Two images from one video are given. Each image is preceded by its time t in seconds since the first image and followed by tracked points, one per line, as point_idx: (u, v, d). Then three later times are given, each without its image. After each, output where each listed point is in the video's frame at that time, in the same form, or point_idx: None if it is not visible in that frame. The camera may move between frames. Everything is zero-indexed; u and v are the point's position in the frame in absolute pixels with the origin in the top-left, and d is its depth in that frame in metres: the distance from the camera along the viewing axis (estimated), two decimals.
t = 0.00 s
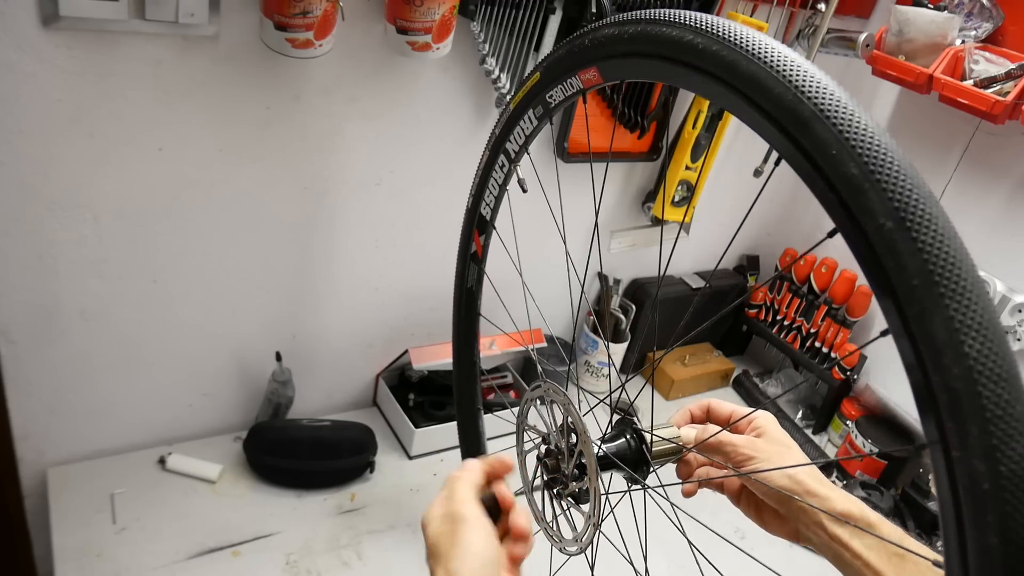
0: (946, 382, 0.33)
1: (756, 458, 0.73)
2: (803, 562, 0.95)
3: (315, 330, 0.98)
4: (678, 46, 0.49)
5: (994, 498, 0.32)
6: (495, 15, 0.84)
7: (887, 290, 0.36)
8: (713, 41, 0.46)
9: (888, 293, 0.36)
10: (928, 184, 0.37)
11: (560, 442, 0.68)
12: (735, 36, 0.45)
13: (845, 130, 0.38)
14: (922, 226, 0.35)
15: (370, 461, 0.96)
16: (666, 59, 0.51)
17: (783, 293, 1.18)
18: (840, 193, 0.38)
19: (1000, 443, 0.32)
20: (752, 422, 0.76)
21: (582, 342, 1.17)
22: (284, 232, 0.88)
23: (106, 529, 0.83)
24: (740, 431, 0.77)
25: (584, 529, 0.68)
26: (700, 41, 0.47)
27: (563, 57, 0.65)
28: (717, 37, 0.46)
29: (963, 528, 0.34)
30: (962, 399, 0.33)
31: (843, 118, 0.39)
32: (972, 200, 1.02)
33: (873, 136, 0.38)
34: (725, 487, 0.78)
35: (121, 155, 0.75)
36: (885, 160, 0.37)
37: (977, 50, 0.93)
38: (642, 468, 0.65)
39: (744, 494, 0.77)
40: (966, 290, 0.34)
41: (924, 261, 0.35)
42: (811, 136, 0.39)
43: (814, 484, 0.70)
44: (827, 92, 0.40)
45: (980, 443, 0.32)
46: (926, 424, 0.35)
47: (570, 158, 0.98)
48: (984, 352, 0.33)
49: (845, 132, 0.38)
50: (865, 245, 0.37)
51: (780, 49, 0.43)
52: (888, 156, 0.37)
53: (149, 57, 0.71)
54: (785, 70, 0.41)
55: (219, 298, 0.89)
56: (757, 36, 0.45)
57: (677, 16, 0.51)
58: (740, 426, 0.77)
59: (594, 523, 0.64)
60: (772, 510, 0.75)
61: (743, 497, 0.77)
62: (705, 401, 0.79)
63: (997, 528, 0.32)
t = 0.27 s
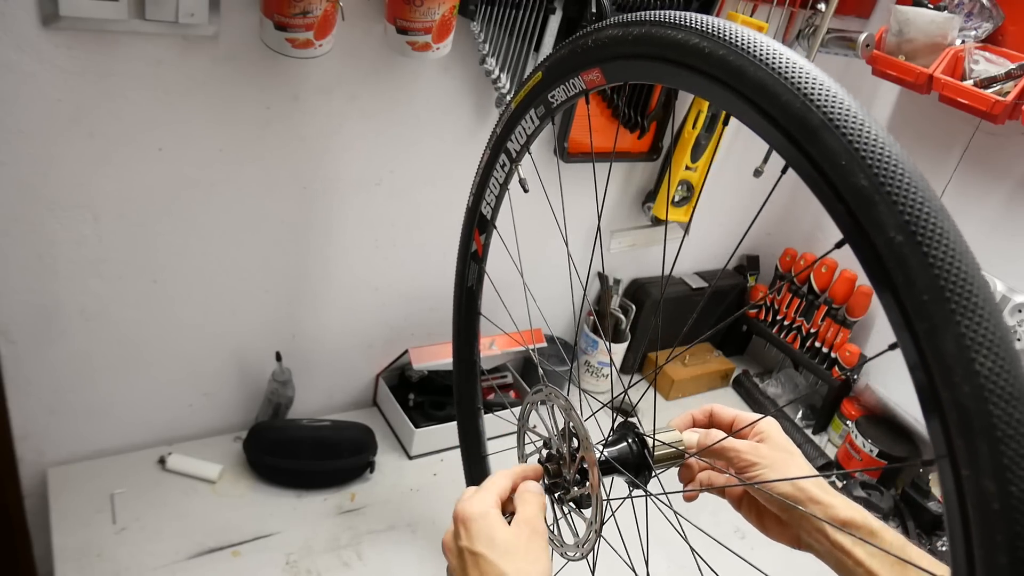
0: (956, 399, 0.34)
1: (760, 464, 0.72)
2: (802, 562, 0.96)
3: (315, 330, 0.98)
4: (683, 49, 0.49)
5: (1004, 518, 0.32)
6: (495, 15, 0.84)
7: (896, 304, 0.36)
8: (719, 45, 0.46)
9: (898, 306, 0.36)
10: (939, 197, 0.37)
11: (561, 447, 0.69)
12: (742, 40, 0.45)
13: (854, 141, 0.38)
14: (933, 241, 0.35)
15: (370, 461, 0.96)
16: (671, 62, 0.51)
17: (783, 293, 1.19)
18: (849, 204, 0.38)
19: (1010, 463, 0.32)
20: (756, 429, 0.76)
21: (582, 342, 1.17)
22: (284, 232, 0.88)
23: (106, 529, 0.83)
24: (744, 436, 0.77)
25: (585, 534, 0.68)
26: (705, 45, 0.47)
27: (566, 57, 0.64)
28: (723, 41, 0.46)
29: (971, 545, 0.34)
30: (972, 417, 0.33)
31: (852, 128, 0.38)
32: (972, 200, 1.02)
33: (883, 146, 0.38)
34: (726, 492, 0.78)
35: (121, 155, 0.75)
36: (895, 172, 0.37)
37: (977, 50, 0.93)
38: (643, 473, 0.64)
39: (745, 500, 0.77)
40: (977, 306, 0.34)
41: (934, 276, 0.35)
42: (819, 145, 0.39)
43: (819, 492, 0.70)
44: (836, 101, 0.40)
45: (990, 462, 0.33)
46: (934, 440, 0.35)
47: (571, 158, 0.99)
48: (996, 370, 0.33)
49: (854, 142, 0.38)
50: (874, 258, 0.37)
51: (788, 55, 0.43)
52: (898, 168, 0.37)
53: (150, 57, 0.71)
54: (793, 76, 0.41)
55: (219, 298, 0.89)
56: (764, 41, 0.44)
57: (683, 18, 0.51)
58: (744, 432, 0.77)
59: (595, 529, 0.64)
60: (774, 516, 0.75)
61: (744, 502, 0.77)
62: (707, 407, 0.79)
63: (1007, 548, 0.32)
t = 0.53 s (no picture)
0: (937, 402, 0.34)
1: (759, 467, 0.72)
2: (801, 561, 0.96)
3: (315, 330, 0.98)
4: (669, 48, 0.49)
5: (986, 522, 0.32)
6: (495, 15, 0.84)
7: (878, 305, 0.36)
8: (704, 44, 0.46)
9: (880, 308, 0.36)
10: (922, 197, 0.37)
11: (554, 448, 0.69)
12: (726, 39, 0.45)
13: (837, 141, 0.38)
14: (915, 242, 0.35)
15: (370, 461, 0.96)
16: (658, 61, 0.51)
17: (783, 293, 1.19)
18: (832, 205, 0.38)
19: (991, 466, 0.32)
20: (756, 431, 0.76)
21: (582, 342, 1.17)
22: (284, 232, 0.88)
23: (106, 529, 0.83)
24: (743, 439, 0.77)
25: (579, 536, 0.68)
26: (690, 44, 0.47)
27: (557, 56, 0.64)
28: (708, 40, 0.46)
29: (953, 548, 0.34)
30: (953, 420, 0.33)
31: (836, 128, 0.38)
32: (972, 200, 1.02)
33: (866, 147, 0.38)
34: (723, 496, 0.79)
35: (121, 155, 0.75)
36: (877, 172, 0.37)
37: (977, 50, 0.93)
38: (637, 474, 0.64)
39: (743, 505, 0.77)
40: (959, 308, 0.34)
41: (916, 277, 0.35)
42: (802, 145, 0.39)
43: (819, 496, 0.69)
44: (820, 100, 0.40)
45: (972, 465, 0.33)
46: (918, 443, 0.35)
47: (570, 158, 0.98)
48: (977, 373, 0.33)
49: (837, 143, 0.38)
50: (857, 259, 0.37)
51: (772, 54, 0.43)
52: (880, 168, 0.37)
53: (150, 57, 0.71)
54: (776, 76, 0.41)
55: (219, 298, 0.89)
56: (749, 40, 0.44)
57: (669, 18, 0.51)
58: (743, 434, 0.77)
59: (588, 531, 0.65)
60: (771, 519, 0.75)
61: (741, 506, 0.77)
62: (705, 412, 0.79)
63: (988, 552, 0.32)
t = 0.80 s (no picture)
0: (960, 423, 0.34)
1: (767, 468, 0.72)
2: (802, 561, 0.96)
3: (314, 330, 0.98)
4: (684, 53, 0.49)
5: (1008, 543, 0.33)
6: (495, 15, 0.84)
7: (901, 320, 0.36)
8: (721, 50, 0.46)
9: (902, 323, 0.36)
10: (945, 212, 0.37)
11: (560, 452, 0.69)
12: (744, 45, 0.45)
13: (859, 153, 0.38)
14: (938, 259, 0.35)
15: (370, 461, 0.96)
16: (672, 65, 0.51)
17: (783, 293, 1.19)
18: (853, 217, 0.38)
19: (1015, 488, 0.33)
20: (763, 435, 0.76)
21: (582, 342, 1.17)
22: (284, 232, 0.88)
23: (106, 529, 0.83)
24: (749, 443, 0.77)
25: (584, 541, 0.68)
26: (706, 49, 0.47)
27: (566, 58, 0.64)
28: (725, 46, 0.46)
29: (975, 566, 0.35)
30: (977, 442, 0.33)
31: (857, 140, 0.38)
32: (972, 200, 1.02)
33: (888, 159, 0.38)
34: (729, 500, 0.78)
35: (121, 155, 0.75)
36: (900, 185, 0.37)
37: (977, 50, 0.93)
38: (643, 478, 0.65)
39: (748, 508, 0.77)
40: (983, 327, 0.34)
41: (939, 295, 0.35)
42: (822, 156, 0.39)
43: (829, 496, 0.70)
44: (840, 110, 0.40)
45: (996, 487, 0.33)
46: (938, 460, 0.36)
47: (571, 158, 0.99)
48: (1001, 394, 0.33)
49: (859, 155, 0.38)
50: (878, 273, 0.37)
51: (791, 61, 0.43)
52: (903, 181, 0.37)
53: (150, 57, 0.71)
54: (796, 84, 0.41)
55: (219, 298, 0.89)
56: (768, 47, 0.44)
57: (685, 21, 0.51)
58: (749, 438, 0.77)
59: (593, 537, 0.65)
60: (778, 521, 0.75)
61: (748, 510, 0.77)
62: (709, 417, 0.79)
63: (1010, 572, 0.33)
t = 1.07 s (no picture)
0: (969, 429, 0.34)
1: (763, 470, 0.73)
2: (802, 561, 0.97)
3: (315, 330, 0.98)
4: (687, 54, 0.49)
5: (1017, 549, 0.33)
6: (495, 15, 0.84)
7: (910, 326, 0.36)
8: (725, 53, 0.46)
9: (912, 329, 0.36)
10: (953, 218, 0.37)
11: (563, 455, 0.69)
12: (749, 48, 0.45)
13: (867, 159, 0.38)
14: (947, 266, 0.35)
15: (370, 461, 0.96)
16: (675, 67, 0.51)
17: (783, 293, 1.19)
18: (862, 223, 0.38)
19: None
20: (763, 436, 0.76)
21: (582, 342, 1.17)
22: (284, 232, 0.88)
23: (106, 529, 0.83)
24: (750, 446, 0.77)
25: (586, 544, 0.68)
26: (710, 51, 0.47)
27: (566, 58, 0.64)
28: (729, 48, 0.46)
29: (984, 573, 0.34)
30: (986, 448, 0.33)
31: (866, 147, 0.38)
32: (972, 200, 1.02)
33: (896, 166, 0.38)
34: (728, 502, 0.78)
35: (121, 155, 0.75)
36: (909, 192, 0.37)
37: (977, 50, 0.93)
38: (645, 480, 0.64)
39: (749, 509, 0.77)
40: (993, 334, 0.34)
41: (948, 301, 0.35)
42: (830, 161, 0.39)
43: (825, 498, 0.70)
44: (848, 116, 0.40)
45: (1005, 494, 0.33)
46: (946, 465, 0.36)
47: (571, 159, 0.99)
48: (1011, 401, 0.33)
49: (867, 161, 0.38)
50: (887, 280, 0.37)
51: (797, 65, 0.43)
52: (911, 188, 0.37)
53: (150, 57, 0.71)
54: (803, 89, 0.41)
55: (219, 298, 0.89)
56: (774, 50, 0.44)
57: (687, 23, 0.50)
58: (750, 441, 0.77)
59: (597, 539, 0.64)
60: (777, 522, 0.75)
61: (746, 511, 0.77)
62: (710, 418, 0.78)
63: None
